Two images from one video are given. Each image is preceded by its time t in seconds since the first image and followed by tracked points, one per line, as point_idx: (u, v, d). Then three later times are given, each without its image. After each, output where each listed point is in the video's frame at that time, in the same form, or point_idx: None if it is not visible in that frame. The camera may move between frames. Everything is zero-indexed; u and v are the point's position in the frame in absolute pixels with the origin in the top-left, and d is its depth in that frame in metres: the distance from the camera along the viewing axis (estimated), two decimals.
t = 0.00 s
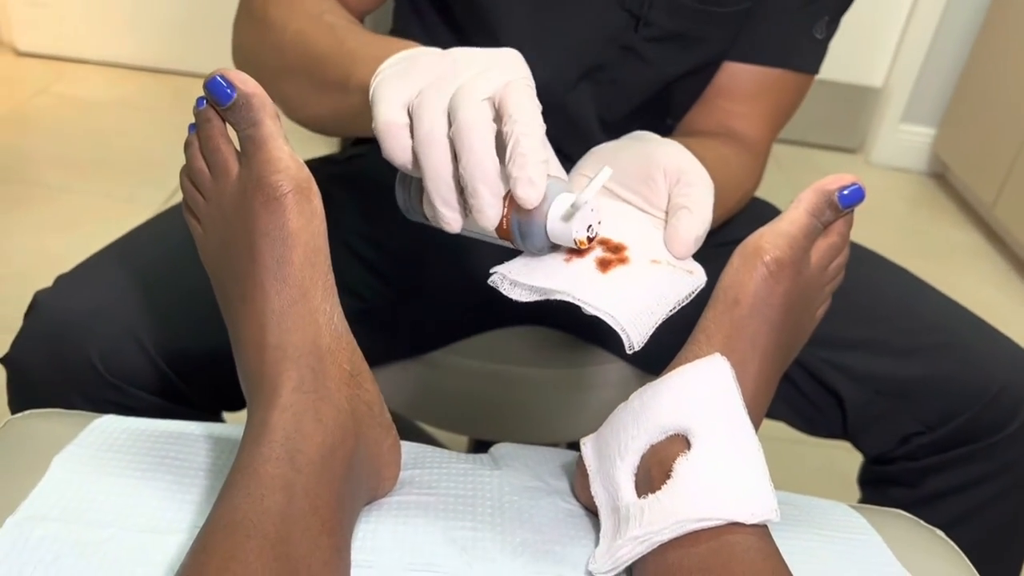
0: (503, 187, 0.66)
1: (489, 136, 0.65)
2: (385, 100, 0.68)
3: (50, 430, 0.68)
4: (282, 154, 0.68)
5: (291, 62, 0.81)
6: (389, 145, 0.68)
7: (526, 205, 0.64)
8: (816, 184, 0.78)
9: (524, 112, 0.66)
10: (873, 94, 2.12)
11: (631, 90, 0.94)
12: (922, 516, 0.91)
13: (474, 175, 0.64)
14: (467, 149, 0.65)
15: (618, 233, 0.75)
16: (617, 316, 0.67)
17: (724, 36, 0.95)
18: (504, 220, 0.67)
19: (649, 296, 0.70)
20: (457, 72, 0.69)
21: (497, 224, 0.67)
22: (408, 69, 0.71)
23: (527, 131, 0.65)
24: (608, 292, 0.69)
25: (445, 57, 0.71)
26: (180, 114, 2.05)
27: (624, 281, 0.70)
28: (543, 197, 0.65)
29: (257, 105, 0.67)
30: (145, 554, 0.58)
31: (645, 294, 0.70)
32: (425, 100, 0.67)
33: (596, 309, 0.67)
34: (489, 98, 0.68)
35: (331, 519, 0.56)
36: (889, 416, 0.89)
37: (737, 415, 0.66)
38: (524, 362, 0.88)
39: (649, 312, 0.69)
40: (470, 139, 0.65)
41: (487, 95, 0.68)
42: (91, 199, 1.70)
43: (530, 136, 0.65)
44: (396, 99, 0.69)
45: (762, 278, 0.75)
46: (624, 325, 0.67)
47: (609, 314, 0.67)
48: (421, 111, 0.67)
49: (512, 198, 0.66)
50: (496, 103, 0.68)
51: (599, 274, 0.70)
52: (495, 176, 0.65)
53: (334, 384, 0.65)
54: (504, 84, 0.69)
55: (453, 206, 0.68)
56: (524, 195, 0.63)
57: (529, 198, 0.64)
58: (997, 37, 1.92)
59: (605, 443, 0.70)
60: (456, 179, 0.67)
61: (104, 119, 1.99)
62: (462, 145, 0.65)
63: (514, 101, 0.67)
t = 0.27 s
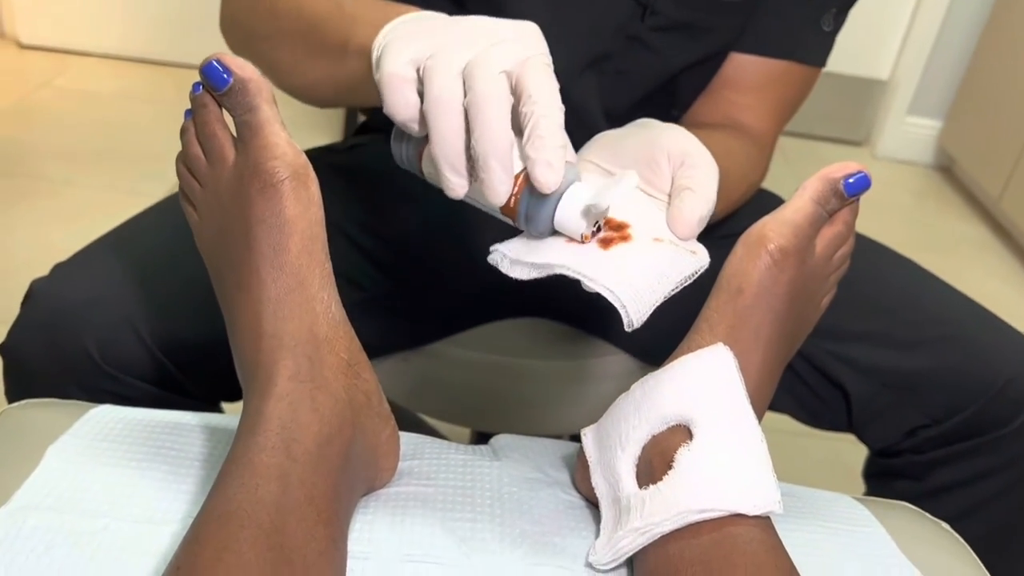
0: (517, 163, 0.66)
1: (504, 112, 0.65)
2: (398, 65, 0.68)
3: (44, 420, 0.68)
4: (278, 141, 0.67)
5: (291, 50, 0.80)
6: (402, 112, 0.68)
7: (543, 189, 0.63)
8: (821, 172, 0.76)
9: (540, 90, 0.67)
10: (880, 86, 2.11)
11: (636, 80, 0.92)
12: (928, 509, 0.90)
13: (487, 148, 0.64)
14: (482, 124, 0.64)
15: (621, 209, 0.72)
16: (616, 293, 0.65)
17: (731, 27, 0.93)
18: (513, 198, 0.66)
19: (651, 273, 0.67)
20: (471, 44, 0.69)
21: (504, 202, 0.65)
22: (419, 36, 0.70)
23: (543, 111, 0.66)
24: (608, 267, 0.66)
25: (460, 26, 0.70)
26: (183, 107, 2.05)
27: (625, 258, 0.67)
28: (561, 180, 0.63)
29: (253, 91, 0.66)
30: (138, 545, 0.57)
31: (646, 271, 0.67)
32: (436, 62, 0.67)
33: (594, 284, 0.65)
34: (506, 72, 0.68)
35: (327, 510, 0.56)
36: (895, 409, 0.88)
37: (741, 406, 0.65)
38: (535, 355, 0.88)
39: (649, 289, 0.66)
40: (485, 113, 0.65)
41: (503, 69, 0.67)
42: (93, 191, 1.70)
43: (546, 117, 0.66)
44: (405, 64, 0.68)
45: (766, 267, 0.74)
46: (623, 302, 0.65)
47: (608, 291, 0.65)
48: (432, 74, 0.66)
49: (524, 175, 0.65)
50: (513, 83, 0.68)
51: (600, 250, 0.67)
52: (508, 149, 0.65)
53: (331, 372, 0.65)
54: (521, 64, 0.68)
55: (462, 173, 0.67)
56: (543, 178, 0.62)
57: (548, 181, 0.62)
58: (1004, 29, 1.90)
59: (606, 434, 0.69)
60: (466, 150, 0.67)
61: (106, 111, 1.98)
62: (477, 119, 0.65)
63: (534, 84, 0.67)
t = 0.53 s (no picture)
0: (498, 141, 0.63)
1: (480, 90, 0.63)
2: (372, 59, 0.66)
3: (39, 412, 0.67)
4: (275, 132, 0.67)
5: (288, 39, 0.79)
6: (376, 110, 0.65)
7: (527, 164, 0.61)
8: (824, 164, 0.76)
9: (514, 58, 0.64)
10: (882, 80, 2.09)
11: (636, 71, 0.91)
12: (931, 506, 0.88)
13: (469, 135, 0.62)
14: (459, 105, 0.62)
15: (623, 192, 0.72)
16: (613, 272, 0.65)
17: (733, 18, 0.93)
18: (504, 175, 0.65)
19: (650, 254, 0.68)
20: (442, 25, 0.66)
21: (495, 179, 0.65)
22: (393, 27, 0.68)
23: (519, 84, 0.63)
24: (606, 246, 0.67)
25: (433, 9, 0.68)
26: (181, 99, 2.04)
27: (625, 239, 0.68)
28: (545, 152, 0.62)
29: (249, 81, 0.65)
30: (132, 538, 0.56)
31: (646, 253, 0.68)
32: (410, 56, 0.64)
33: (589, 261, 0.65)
34: (478, 49, 0.65)
35: (322, 502, 0.55)
36: (896, 403, 0.87)
37: (742, 399, 0.64)
38: (523, 344, 0.88)
39: (648, 270, 0.67)
40: (462, 98, 0.62)
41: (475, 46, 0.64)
42: (92, 183, 1.69)
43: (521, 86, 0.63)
44: (381, 69, 0.65)
45: (768, 260, 0.74)
46: (619, 280, 0.65)
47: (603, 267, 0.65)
48: (406, 70, 0.64)
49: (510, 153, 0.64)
50: (487, 55, 0.65)
51: (599, 228, 0.68)
52: (490, 133, 0.63)
53: (328, 365, 0.64)
54: (492, 36, 0.65)
55: (450, 163, 0.66)
56: (523, 153, 0.61)
57: (530, 156, 0.61)
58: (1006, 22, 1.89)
59: (606, 427, 0.69)
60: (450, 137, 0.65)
61: (105, 103, 1.98)
62: (454, 101, 0.62)
63: (506, 53, 0.64)
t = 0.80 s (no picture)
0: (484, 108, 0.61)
1: (459, 56, 0.61)
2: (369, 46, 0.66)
3: (35, 405, 0.66)
4: (274, 124, 0.66)
5: (288, 28, 0.78)
6: (377, 104, 0.65)
7: (509, 113, 0.59)
8: (831, 159, 0.76)
9: (486, 11, 0.62)
10: (884, 74, 2.08)
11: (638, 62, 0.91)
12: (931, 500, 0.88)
13: (453, 103, 0.60)
14: (442, 74, 0.61)
15: (630, 188, 0.72)
16: (628, 266, 0.65)
17: (738, 6, 0.92)
18: (497, 137, 0.61)
19: (663, 245, 0.67)
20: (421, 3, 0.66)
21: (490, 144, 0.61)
22: (382, 13, 0.68)
23: (493, 36, 0.61)
24: (617, 240, 0.66)
25: None
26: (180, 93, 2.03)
27: (635, 232, 0.67)
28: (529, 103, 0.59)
29: (248, 71, 0.65)
30: (131, 532, 0.56)
31: (658, 245, 0.67)
32: (398, 44, 0.64)
33: (603, 261, 0.65)
34: (455, 17, 0.64)
35: (322, 497, 0.55)
36: (898, 399, 0.87)
37: (746, 394, 0.64)
38: (529, 340, 0.87)
39: (663, 260, 0.66)
40: (444, 63, 0.60)
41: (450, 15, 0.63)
42: (92, 176, 1.68)
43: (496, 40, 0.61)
44: (379, 67, 0.65)
45: (773, 254, 0.73)
46: (636, 272, 0.64)
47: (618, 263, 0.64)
48: (397, 59, 0.64)
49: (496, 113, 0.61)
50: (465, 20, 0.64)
51: (606, 225, 0.67)
52: (474, 99, 0.60)
53: (328, 359, 0.64)
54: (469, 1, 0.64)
55: (451, 147, 0.65)
56: (504, 104, 0.58)
57: (511, 106, 0.58)
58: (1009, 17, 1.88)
59: (608, 421, 0.68)
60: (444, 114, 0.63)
61: (104, 96, 1.97)
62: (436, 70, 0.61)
63: (483, 10, 0.62)
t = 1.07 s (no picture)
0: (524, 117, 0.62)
1: (503, 65, 0.62)
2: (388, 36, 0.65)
3: (29, 401, 0.66)
4: (271, 119, 0.66)
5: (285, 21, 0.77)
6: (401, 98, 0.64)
7: (559, 133, 0.60)
8: (833, 155, 0.75)
9: (539, 29, 0.63)
10: (885, 70, 2.08)
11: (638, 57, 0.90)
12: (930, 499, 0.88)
13: (493, 110, 0.61)
14: (486, 83, 0.61)
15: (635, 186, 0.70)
16: (640, 271, 0.63)
17: None
18: (530, 151, 0.62)
19: (674, 246, 0.66)
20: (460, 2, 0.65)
21: (522, 155, 0.62)
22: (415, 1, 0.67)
23: (547, 57, 0.62)
24: (626, 247, 0.65)
25: None
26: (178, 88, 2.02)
27: (644, 236, 0.66)
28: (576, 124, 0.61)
29: (244, 66, 0.64)
30: (124, 530, 0.55)
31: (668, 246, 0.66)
32: (431, 35, 0.64)
33: (615, 270, 0.63)
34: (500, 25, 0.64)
35: (318, 495, 0.54)
36: (898, 397, 0.86)
37: (746, 392, 0.63)
38: (530, 335, 0.87)
39: (676, 261, 0.65)
40: (490, 73, 0.61)
41: (497, 23, 0.64)
42: (89, 171, 1.67)
43: (549, 58, 0.62)
44: (404, 49, 0.65)
45: (774, 251, 0.72)
46: (649, 277, 0.63)
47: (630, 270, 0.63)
48: (430, 50, 0.63)
49: (536, 125, 0.62)
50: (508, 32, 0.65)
51: (615, 232, 0.66)
52: (516, 110, 0.61)
53: (324, 356, 0.63)
54: (513, 10, 0.65)
55: (473, 144, 0.63)
56: (556, 124, 0.60)
57: (562, 125, 0.60)
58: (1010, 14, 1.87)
59: (607, 419, 0.68)
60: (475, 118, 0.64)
61: (101, 91, 1.96)
62: (479, 77, 0.61)
63: (531, 28, 0.63)
